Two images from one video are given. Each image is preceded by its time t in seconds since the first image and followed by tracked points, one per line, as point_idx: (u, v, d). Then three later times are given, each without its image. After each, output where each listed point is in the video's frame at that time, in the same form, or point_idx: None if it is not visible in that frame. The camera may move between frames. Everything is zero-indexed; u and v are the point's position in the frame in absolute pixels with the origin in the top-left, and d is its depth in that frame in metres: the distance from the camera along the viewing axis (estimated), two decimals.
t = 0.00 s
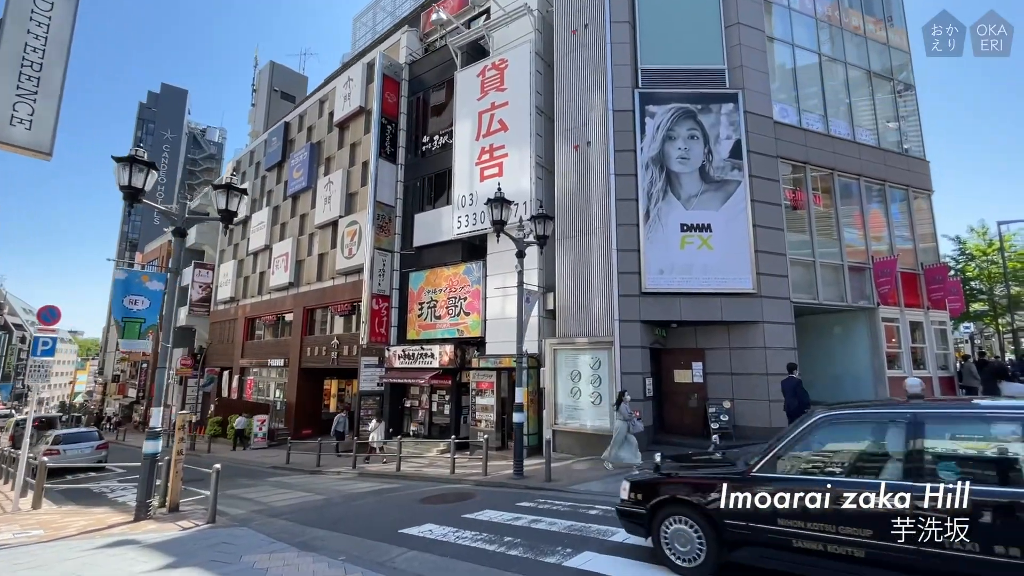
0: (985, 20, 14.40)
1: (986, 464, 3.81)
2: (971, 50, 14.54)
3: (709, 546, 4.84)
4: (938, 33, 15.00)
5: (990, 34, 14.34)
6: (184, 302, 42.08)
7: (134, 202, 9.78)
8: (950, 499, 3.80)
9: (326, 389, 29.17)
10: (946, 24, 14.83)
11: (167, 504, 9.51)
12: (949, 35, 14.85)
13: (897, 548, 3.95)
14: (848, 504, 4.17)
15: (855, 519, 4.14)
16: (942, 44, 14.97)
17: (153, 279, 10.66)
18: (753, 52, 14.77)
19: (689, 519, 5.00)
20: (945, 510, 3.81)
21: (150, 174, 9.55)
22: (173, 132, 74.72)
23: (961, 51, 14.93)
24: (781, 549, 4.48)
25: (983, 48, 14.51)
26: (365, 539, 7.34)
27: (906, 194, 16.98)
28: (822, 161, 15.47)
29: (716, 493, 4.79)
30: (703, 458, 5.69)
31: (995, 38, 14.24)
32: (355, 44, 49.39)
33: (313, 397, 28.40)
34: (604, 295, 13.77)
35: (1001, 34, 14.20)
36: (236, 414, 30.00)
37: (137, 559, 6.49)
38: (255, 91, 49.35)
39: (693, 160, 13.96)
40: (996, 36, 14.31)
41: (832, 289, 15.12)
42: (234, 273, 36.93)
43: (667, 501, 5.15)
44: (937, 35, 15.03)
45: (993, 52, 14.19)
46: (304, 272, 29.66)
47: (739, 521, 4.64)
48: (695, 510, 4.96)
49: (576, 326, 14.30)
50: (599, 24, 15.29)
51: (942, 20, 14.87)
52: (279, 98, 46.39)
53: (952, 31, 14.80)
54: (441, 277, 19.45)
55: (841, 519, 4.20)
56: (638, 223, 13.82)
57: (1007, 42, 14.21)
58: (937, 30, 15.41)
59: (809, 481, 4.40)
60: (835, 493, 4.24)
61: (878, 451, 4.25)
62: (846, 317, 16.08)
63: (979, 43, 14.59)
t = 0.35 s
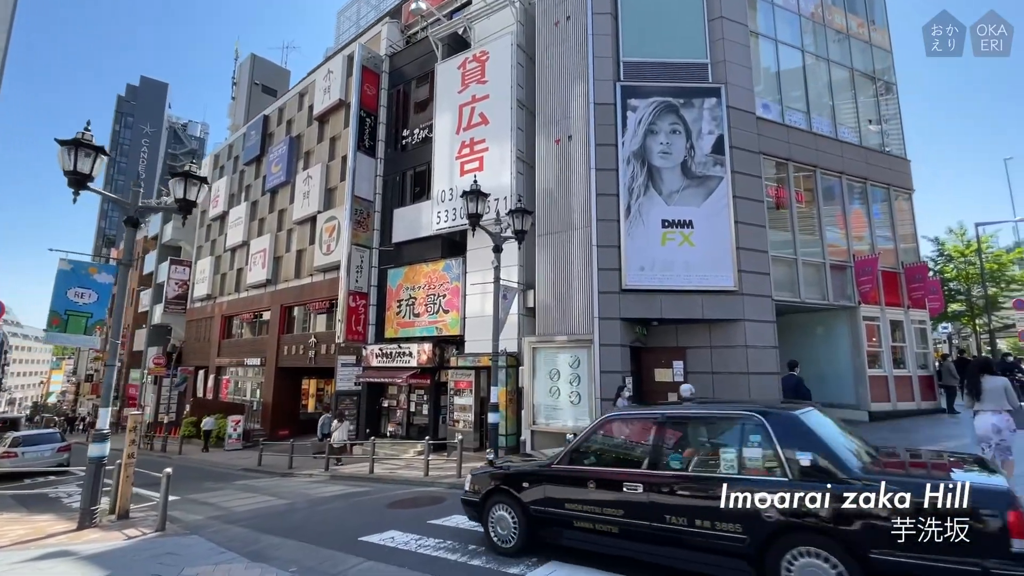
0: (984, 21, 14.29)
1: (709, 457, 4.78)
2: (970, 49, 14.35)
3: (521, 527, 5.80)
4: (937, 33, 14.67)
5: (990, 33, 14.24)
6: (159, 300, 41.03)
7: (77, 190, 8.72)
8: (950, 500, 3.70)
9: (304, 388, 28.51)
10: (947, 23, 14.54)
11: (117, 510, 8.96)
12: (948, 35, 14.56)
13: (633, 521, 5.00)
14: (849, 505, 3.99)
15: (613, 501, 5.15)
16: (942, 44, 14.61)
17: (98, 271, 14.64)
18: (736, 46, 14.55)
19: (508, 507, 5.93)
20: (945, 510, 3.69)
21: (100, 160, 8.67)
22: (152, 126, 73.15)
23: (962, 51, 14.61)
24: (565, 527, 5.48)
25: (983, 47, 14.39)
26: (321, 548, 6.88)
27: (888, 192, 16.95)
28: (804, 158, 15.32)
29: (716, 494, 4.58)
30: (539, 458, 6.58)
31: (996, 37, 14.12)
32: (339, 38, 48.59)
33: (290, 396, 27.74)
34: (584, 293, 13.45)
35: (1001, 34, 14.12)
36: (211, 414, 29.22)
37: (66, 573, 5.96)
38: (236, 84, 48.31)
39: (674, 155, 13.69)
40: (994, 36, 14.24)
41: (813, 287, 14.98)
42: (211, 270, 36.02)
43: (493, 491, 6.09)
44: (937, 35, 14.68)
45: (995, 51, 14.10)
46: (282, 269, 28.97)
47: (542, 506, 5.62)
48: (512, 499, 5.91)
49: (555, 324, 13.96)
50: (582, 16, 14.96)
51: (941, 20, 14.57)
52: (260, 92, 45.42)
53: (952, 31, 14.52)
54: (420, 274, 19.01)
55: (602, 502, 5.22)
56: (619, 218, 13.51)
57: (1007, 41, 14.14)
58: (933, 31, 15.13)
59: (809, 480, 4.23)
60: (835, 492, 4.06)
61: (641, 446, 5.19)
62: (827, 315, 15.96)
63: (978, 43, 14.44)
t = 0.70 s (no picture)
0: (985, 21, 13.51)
1: (476, 446, 5.73)
2: (966, 46, 13.52)
3: (353, 514, 6.58)
4: (947, 31, 13.63)
5: (993, 32, 13.46)
6: (123, 296, 39.52)
7: None
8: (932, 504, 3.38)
9: (273, 388, 27.66)
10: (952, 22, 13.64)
11: (47, 518, 8.30)
12: (958, 31, 13.52)
13: (424, 503, 5.89)
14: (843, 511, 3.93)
15: (413, 489, 6.02)
16: (952, 38, 13.57)
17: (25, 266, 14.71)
18: (712, 42, 14.42)
19: (344, 498, 6.72)
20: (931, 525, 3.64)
21: (29, 138, 8.01)
22: (121, 117, 70.84)
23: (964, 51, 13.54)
24: (379, 509, 6.32)
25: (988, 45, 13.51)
26: (261, 558, 6.38)
27: (860, 192, 17.06)
28: (778, 156, 15.28)
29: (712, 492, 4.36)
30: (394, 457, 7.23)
31: (996, 38, 13.34)
32: (316, 31, 47.57)
33: (258, 396, 26.86)
34: (556, 289, 13.14)
35: (1003, 32, 13.33)
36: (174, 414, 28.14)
37: None
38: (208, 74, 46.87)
39: (649, 150, 13.47)
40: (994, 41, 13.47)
41: (786, 286, 14.94)
42: (177, 265, 34.77)
43: (334, 487, 6.88)
44: (949, 32, 13.66)
45: (996, 51, 13.36)
46: (251, 264, 28.05)
47: (365, 495, 6.46)
48: (346, 491, 6.71)
49: (526, 321, 13.62)
50: (558, 7, 14.67)
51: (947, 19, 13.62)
52: (234, 83, 44.11)
53: (961, 28, 13.51)
54: (391, 269, 18.49)
55: (405, 489, 6.09)
56: (592, 213, 13.23)
57: (1008, 40, 13.36)
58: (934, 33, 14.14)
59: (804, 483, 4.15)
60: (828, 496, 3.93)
61: (434, 441, 6.13)
62: (799, 314, 15.95)
63: (977, 43, 13.61)
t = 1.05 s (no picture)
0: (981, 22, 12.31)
1: (291, 446, 6.65)
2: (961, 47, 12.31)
3: (199, 510, 7.40)
4: (942, 33, 12.35)
5: (991, 34, 12.25)
6: (74, 292, 37.40)
7: None
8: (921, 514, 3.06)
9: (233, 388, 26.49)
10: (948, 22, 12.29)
11: None
12: (956, 33, 12.24)
13: (248, 497, 6.73)
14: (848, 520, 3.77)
15: (241, 487, 6.89)
16: (948, 41, 12.29)
17: None
18: (683, 36, 14.25)
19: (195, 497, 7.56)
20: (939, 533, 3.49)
21: None
22: (77, 105, 67.48)
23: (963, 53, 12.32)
24: (217, 503, 7.16)
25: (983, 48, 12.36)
26: None
27: (826, 193, 17.19)
28: (747, 154, 15.23)
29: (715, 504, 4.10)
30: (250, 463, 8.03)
31: (996, 38, 12.15)
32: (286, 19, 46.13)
33: (216, 396, 25.69)
34: (522, 285, 12.71)
35: (1002, 34, 12.11)
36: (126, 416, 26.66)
37: None
38: (170, 61, 44.88)
39: (619, 144, 13.20)
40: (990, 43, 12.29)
41: (754, 285, 14.89)
42: (133, 259, 33.07)
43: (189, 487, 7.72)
44: (944, 33, 12.39)
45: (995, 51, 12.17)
46: (211, 258, 26.80)
47: (208, 493, 7.32)
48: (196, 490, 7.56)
49: (493, 318, 13.17)
50: None
51: (942, 20, 12.35)
52: (197, 71, 42.31)
53: (957, 29, 12.22)
54: (355, 265, 17.78)
55: (236, 487, 6.97)
56: (560, 208, 12.87)
57: (1007, 42, 12.17)
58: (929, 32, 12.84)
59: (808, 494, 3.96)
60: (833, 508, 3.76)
61: (265, 441, 7.07)
62: (767, 312, 15.95)
63: (976, 43, 12.45)
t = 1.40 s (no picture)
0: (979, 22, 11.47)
1: (121, 454, 7.49)
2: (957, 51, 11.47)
3: (48, 512, 8.06)
4: (939, 35, 11.53)
5: (990, 34, 11.39)
6: (10, 285, 34.89)
7: None
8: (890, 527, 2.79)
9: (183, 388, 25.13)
10: (946, 23, 11.42)
11: None
12: (953, 36, 11.39)
13: (82, 499, 7.47)
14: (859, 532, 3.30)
15: (81, 490, 7.59)
16: (944, 45, 11.45)
17: None
18: (651, 31, 14.08)
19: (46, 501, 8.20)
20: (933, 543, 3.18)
21: None
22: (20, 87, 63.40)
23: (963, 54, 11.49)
24: (60, 506, 7.86)
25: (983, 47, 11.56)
26: None
27: (789, 194, 17.38)
28: (713, 152, 15.20)
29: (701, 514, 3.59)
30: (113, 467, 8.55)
31: (996, 37, 11.31)
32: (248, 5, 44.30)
33: (164, 397, 24.30)
34: (484, 281, 12.27)
35: (1001, 34, 11.25)
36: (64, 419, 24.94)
37: None
38: (121, 43, 42.44)
39: (585, 138, 12.90)
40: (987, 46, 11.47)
41: (718, 284, 14.87)
42: (75, 251, 31.05)
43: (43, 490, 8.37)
44: (940, 36, 11.54)
45: (995, 51, 11.29)
46: (160, 251, 25.33)
47: (56, 495, 7.97)
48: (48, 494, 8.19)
49: (453, 314, 12.68)
50: None
51: (940, 22, 11.49)
52: (152, 54, 40.14)
53: (954, 31, 11.39)
54: (311, 258, 16.97)
55: (76, 490, 7.67)
56: (524, 202, 12.48)
57: (1007, 42, 11.30)
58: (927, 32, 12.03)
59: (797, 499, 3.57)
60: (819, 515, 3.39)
61: (102, 449, 7.97)
62: (730, 311, 16.00)
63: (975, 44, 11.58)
